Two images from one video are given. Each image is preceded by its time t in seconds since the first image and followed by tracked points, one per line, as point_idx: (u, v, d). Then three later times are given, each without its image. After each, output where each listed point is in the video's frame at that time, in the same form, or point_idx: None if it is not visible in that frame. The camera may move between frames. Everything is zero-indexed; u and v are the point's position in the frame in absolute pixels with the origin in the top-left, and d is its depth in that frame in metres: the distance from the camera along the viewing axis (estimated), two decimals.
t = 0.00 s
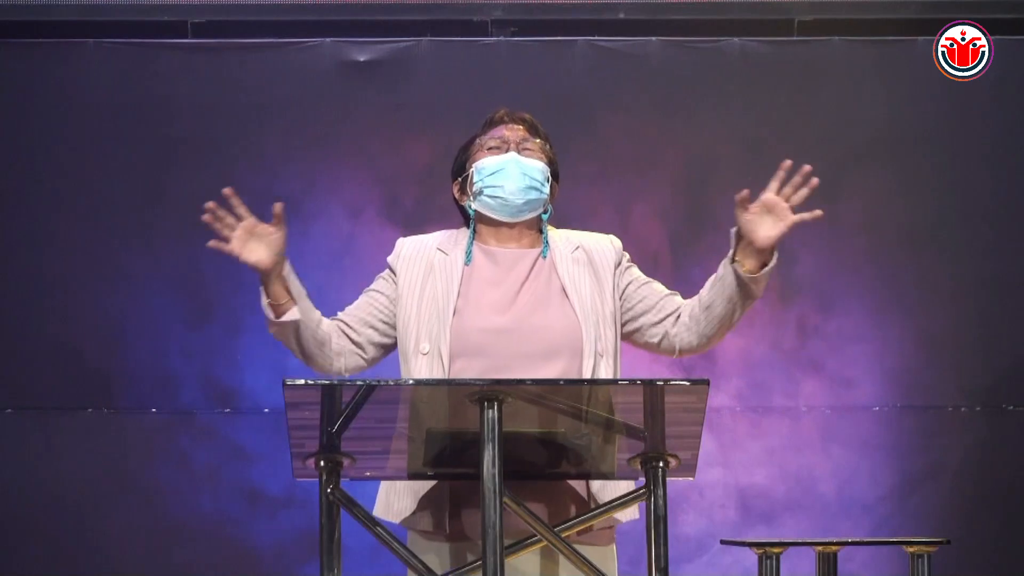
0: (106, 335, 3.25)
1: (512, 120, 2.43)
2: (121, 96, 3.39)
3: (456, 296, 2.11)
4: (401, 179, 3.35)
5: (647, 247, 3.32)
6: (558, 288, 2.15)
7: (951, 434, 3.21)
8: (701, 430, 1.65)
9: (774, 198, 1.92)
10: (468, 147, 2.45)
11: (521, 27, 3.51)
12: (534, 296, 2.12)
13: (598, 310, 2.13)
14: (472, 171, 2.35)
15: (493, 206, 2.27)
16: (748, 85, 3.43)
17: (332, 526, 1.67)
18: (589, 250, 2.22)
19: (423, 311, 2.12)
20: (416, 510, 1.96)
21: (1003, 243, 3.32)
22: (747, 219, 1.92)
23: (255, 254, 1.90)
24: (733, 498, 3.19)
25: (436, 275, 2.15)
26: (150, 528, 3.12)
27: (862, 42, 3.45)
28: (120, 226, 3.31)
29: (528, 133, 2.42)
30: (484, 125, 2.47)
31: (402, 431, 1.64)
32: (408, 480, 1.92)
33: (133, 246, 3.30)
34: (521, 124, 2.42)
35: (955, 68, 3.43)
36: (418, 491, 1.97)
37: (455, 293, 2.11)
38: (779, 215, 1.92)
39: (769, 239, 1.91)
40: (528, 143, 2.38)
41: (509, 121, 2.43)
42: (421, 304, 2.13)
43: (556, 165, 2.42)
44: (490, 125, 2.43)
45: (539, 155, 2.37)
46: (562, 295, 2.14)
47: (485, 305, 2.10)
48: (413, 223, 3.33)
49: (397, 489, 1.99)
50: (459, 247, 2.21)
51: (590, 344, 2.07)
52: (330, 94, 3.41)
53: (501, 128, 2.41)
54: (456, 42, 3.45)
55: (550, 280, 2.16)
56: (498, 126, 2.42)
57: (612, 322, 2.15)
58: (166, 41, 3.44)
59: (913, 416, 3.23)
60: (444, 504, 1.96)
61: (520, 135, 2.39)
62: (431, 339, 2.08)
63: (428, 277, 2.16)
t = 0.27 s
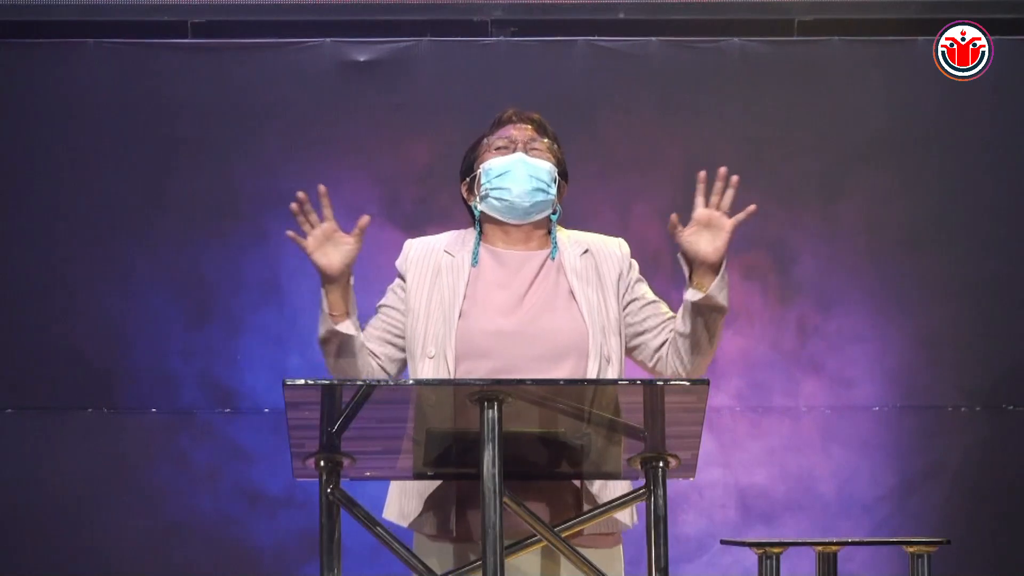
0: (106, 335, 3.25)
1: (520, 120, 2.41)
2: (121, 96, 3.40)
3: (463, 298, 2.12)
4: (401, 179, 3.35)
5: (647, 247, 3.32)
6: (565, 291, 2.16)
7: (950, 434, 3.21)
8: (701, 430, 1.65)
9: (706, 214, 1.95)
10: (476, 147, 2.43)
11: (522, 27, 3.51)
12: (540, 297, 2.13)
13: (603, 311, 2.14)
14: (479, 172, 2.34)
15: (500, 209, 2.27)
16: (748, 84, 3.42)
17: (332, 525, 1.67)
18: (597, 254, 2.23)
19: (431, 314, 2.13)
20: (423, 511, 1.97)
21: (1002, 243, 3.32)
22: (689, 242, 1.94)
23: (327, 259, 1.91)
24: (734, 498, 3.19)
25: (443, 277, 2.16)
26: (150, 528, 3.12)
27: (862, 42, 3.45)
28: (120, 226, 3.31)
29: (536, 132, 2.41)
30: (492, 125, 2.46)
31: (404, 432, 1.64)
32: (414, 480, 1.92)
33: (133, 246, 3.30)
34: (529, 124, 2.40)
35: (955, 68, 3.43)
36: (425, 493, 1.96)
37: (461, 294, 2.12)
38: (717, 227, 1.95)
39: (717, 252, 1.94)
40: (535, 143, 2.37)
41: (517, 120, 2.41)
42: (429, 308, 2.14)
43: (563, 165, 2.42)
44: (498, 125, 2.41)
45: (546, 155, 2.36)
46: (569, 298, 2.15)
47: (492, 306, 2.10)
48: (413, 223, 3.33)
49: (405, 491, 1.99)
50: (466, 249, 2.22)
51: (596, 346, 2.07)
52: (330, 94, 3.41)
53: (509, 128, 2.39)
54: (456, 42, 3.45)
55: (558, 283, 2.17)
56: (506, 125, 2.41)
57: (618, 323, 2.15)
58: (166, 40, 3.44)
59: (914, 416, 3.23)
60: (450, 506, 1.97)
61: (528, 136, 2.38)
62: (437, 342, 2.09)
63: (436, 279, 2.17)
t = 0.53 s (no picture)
0: (105, 335, 3.25)
1: (528, 120, 2.42)
2: (121, 96, 3.40)
3: (470, 299, 2.12)
4: (400, 179, 3.35)
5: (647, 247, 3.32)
6: (572, 292, 2.16)
7: (950, 434, 3.21)
8: (700, 430, 1.65)
9: (676, 235, 1.97)
10: (484, 147, 2.44)
11: (522, 27, 3.51)
12: (545, 297, 2.14)
13: (609, 312, 2.15)
14: (487, 172, 2.34)
15: (506, 209, 2.27)
16: (748, 84, 3.42)
17: (332, 525, 1.67)
18: (604, 256, 2.24)
19: (437, 314, 2.12)
20: (429, 513, 1.96)
21: (1002, 243, 3.32)
22: (661, 265, 1.97)
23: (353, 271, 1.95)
24: (734, 498, 3.19)
25: (451, 278, 2.16)
26: (150, 528, 3.12)
27: (862, 42, 3.45)
28: (120, 226, 3.31)
29: (544, 132, 2.41)
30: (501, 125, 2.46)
31: (405, 432, 1.64)
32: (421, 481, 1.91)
33: (133, 246, 3.30)
34: (537, 124, 2.41)
35: (955, 68, 3.43)
36: (431, 494, 1.96)
37: (468, 294, 2.12)
38: (689, 249, 1.97)
39: (690, 272, 1.95)
40: (542, 143, 2.37)
41: (525, 120, 2.42)
42: (436, 308, 2.13)
43: (572, 164, 2.41)
44: (506, 125, 2.42)
45: (553, 154, 2.36)
46: (577, 299, 2.15)
47: (498, 307, 2.11)
48: (413, 223, 3.33)
49: (412, 492, 1.98)
50: (473, 250, 2.22)
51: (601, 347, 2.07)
52: (329, 94, 3.41)
53: (517, 128, 2.40)
54: (456, 42, 3.45)
55: (565, 285, 2.17)
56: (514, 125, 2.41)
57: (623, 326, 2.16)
58: (166, 41, 3.44)
59: (914, 416, 3.23)
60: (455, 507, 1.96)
61: (535, 135, 2.38)
62: (443, 343, 2.07)
63: (443, 280, 2.17)
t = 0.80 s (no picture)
0: (105, 335, 3.25)
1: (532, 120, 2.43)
2: (121, 96, 3.39)
3: (474, 301, 2.12)
4: (400, 179, 3.35)
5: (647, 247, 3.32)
6: (575, 292, 2.16)
7: (950, 433, 3.21)
8: (701, 430, 1.65)
9: (680, 236, 1.97)
10: (486, 147, 2.43)
11: (522, 27, 3.51)
12: (549, 298, 2.14)
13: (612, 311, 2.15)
14: (490, 171, 2.34)
15: (509, 208, 2.27)
16: (749, 84, 3.42)
17: (331, 525, 1.67)
18: (607, 255, 2.24)
19: (442, 315, 2.13)
20: (433, 514, 1.96)
21: (1003, 243, 3.32)
22: (665, 266, 1.97)
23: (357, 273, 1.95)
24: (734, 498, 3.19)
25: (455, 279, 2.16)
26: (150, 528, 3.12)
27: (862, 42, 3.45)
28: (120, 226, 3.31)
29: (548, 133, 2.42)
30: (505, 126, 2.46)
31: (407, 432, 1.64)
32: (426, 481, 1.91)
33: (133, 246, 3.30)
34: (540, 125, 2.41)
35: (955, 68, 3.43)
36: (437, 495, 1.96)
37: (473, 294, 2.13)
38: (694, 250, 1.97)
39: (695, 273, 1.95)
40: (546, 143, 2.37)
41: (529, 121, 2.43)
42: (440, 310, 2.14)
43: (575, 164, 2.41)
44: (510, 125, 2.43)
45: (557, 154, 2.36)
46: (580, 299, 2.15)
47: (501, 307, 2.11)
48: (413, 222, 3.33)
49: (417, 493, 1.98)
50: (477, 250, 2.23)
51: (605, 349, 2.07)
52: (330, 94, 3.41)
53: (519, 128, 2.40)
54: (456, 42, 3.45)
55: (568, 285, 2.17)
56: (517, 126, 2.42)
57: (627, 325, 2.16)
58: (166, 40, 3.44)
59: (914, 416, 3.23)
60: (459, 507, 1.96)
61: (539, 135, 2.38)
62: (447, 344, 2.08)
63: (448, 280, 2.17)
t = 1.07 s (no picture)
0: (105, 335, 3.25)
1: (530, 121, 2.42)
2: (121, 96, 3.39)
3: (472, 301, 2.12)
4: (400, 179, 3.35)
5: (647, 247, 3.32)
6: (574, 293, 2.16)
7: (950, 433, 3.21)
8: (701, 430, 1.65)
9: (675, 236, 1.96)
10: (485, 147, 2.43)
11: (522, 27, 3.51)
12: (548, 298, 2.14)
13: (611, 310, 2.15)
14: (488, 172, 2.34)
15: (507, 209, 2.26)
16: (748, 84, 3.42)
17: (332, 525, 1.67)
18: (606, 255, 2.24)
19: (441, 315, 2.13)
20: (433, 513, 1.96)
21: (1003, 243, 3.32)
22: (661, 266, 1.96)
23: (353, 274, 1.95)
24: (734, 498, 3.19)
25: (454, 278, 2.16)
26: (150, 528, 3.12)
27: (862, 42, 3.45)
28: (120, 226, 3.31)
29: (546, 133, 2.41)
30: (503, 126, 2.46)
31: (407, 432, 1.64)
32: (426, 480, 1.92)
33: (133, 246, 3.30)
34: (538, 124, 2.42)
35: (955, 68, 3.43)
36: (436, 495, 1.95)
37: (472, 294, 2.13)
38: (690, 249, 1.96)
39: (691, 273, 1.95)
40: (544, 143, 2.36)
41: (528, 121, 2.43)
42: (439, 310, 2.14)
43: (573, 164, 2.41)
44: (509, 125, 2.43)
45: (555, 155, 2.36)
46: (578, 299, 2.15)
47: (501, 308, 2.11)
48: (413, 222, 3.33)
49: (417, 493, 1.98)
50: (476, 250, 2.23)
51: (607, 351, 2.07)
52: (330, 94, 3.41)
53: (518, 128, 2.40)
54: (456, 42, 3.45)
55: (566, 285, 2.17)
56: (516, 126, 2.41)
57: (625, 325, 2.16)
58: (166, 40, 3.44)
59: (914, 416, 3.23)
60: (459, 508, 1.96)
61: (537, 135, 2.38)
62: (447, 345, 2.08)
63: (447, 280, 2.17)
